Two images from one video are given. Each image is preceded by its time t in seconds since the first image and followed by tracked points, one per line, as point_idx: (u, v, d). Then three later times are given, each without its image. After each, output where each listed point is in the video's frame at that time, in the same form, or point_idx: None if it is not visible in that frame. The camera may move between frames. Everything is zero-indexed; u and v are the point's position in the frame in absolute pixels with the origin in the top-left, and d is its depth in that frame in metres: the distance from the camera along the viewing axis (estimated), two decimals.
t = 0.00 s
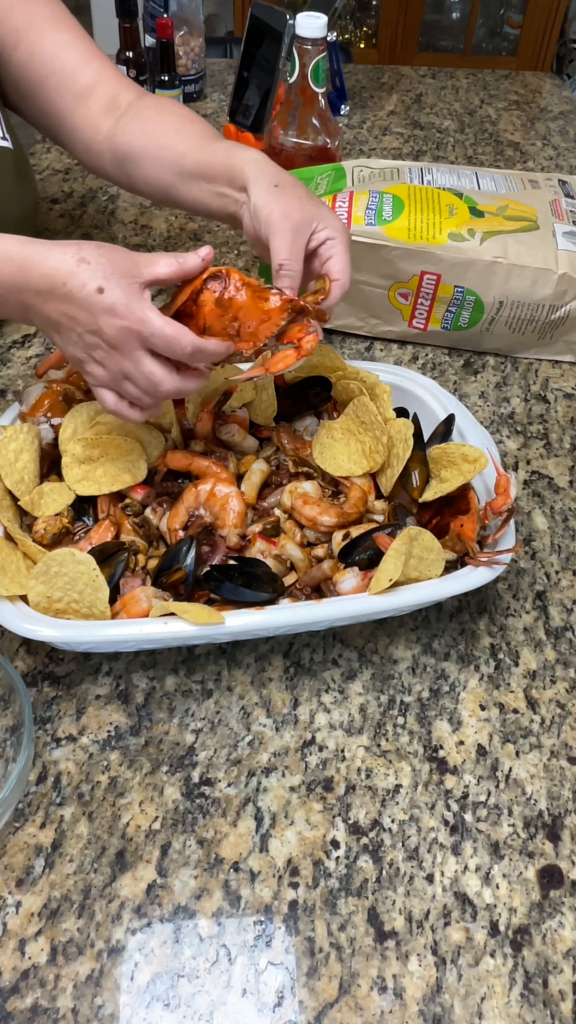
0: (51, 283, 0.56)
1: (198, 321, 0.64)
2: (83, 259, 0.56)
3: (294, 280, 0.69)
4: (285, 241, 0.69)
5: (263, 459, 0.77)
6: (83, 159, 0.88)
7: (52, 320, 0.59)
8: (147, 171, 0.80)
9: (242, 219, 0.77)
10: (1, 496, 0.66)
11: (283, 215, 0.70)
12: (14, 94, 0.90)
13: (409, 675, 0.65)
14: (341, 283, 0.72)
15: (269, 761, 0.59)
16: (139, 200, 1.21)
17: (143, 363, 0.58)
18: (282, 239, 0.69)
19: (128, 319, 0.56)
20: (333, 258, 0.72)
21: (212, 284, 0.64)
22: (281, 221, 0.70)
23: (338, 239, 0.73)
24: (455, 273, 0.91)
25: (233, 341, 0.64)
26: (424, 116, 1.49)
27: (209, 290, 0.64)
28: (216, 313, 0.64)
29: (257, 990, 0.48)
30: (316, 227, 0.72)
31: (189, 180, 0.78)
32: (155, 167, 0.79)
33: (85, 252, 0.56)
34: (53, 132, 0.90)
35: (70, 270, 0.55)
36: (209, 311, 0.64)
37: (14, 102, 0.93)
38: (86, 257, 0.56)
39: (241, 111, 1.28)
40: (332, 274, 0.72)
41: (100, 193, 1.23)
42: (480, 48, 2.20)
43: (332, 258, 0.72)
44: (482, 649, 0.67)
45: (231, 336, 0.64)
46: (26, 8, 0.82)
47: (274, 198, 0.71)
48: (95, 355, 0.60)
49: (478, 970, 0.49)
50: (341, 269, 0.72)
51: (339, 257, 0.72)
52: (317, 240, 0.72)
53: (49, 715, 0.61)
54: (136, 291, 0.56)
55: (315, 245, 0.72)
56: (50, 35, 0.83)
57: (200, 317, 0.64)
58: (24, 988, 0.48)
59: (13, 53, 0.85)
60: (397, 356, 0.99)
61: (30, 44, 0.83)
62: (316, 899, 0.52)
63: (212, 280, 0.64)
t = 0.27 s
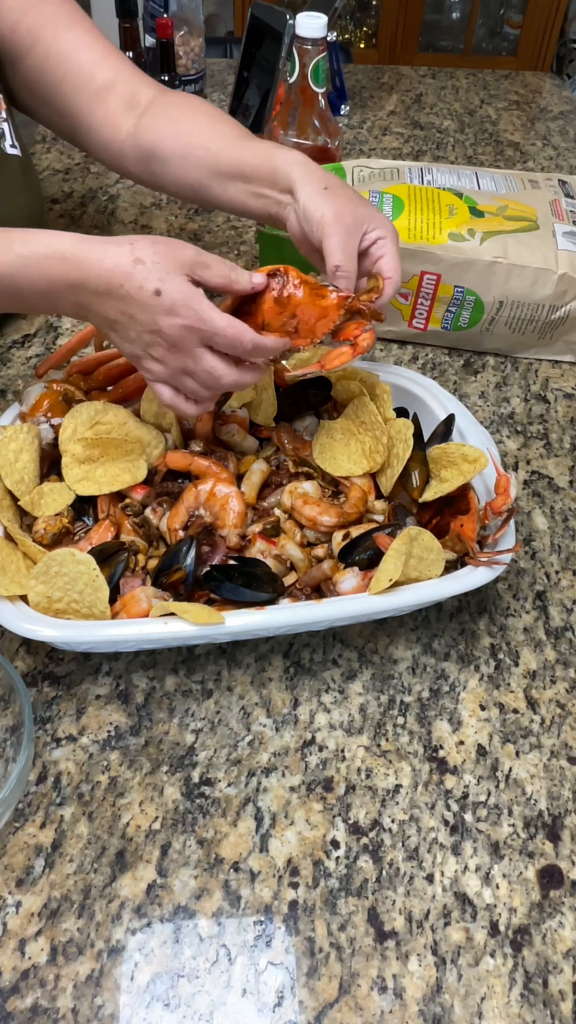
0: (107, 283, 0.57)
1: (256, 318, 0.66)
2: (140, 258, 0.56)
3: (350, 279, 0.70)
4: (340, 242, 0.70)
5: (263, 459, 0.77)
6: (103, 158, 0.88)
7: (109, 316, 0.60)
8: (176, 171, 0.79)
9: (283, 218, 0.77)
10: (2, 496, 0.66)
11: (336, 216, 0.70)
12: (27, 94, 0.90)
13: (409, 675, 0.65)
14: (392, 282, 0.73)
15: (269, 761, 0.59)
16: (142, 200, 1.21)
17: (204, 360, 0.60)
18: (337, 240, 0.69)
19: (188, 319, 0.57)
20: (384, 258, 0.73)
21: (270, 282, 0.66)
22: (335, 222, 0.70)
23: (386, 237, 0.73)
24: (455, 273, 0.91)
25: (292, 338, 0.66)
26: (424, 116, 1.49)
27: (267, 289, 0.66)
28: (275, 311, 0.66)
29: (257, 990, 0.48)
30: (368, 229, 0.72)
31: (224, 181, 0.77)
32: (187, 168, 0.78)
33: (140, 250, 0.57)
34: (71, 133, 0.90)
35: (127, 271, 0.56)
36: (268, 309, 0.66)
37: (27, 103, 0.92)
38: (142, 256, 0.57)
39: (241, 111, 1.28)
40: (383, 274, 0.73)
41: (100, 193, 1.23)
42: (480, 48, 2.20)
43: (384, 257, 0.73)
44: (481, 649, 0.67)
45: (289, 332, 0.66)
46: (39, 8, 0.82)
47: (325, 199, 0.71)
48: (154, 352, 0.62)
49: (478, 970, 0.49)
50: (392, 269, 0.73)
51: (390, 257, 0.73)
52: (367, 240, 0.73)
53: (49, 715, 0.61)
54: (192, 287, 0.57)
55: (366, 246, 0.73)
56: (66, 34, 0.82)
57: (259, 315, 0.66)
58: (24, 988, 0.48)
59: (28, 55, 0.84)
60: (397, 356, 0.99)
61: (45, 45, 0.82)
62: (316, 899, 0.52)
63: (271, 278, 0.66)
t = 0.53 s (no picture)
0: (154, 301, 0.61)
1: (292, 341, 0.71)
2: (188, 279, 0.61)
3: (383, 293, 0.72)
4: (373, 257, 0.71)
5: (263, 459, 0.77)
6: (121, 161, 0.90)
7: (151, 331, 0.64)
8: (199, 177, 0.82)
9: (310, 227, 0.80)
10: (2, 496, 0.66)
11: (368, 230, 0.72)
12: (43, 101, 0.92)
13: (409, 675, 0.65)
14: (423, 291, 0.75)
15: (269, 761, 0.59)
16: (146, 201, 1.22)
17: (245, 377, 0.65)
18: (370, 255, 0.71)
19: (232, 337, 0.61)
20: (414, 267, 0.75)
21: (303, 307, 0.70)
22: (367, 237, 0.72)
23: (416, 245, 0.75)
24: (455, 273, 0.91)
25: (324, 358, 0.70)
26: (424, 116, 1.49)
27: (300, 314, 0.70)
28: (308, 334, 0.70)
29: (257, 990, 0.48)
30: (398, 240, 0.74)
31: (249, 190, 0.80)
32: (211, 175, 0.81)
33: (189, 272, 0.61)
34: (90, 138, 0.93)
35: (175, 292, 0.60)
36: (301, 333, 0.70)
37: (43, 108, 0.94)
38: (190, 277, 0.61)
39: (242, 112, 1.28)
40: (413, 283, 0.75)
41: (100, 193, 1.23)
42: (480, 48, 2.20)
43: (415, 267, 0.74)
44: (481, 649, 0.67)
45: (322, 353, 0.70)
46: (57, 15, 0.84)
47: (356, 213, 0.73)
48: (195, 369, 0.66)
49: (478, 971, 0.49)
50: (423, 278, 0.74)
51: (422, 267, 0.75)
52: (397, 250, 0.75)
53: (49, 715, 0.61)
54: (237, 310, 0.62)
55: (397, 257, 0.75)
56: (84, 40, 0.84)
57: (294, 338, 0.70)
58: (24, 988, 0.48)
59: (45, 61, 0.86)
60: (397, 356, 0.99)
61: (63, 50, 0.84)
62: (316, 899, 0.52)
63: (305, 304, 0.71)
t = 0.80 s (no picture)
0: (172, 327, 0.62)
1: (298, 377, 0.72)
2: (208, 308, 0.62)
3: (386, 323, 0.74)
4: (375, 288, 0.73)
5: (263, 459, 0.77)
6: (127, 175, 0.91)
7: (162, 356, 0.65)
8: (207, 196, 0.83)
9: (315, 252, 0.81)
10: (1, 496, 0.66)
11: (371, 262, 0.74)
12: (50, 111, 0.93)
13: (409, 675, 0.65)
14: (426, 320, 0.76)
15: (269, 761, 0.59)
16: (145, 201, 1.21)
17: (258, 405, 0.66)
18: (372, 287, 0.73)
19: (248, 365, 0.63)
20: (417, 296, 0.76)
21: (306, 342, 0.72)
22: (370, 268, 0.74)
23: (419, 275, 0.76)
24: (455, 273, 0.91)
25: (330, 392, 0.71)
26: (424, 116, 1.49)
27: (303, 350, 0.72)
28: (312, 370, 0.71)
29: (257, 990, 0.48)
30: (401, 270, 0.75)
31: (256, 212, 0.82)
32: (219, 195, 0.82)
33: (207, 301, 0.63)
34: (95, 151, 0.93)
35: (195, 318, 0.62)
36: (305, 369, 0.72)
37: (48, 117, 0.95)
38: (209, 306, 0.63)
39: (242, 112, 1.28)
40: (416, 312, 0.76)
41: (100, 193, 1.23)
42: (480, 48, 2.20)
43: (417, 296, 0.76)
44: (481, 649, 0.67)
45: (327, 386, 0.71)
46: (67, 27, 0.84)
47: (360, 244, 0.74)
48: (209, 397, 0.67)
49: (478, 971, 0.49)
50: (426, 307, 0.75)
51: (424, 296, 0.76)
52: (401, 279, 0.76)
53: (49, 715, 0.61)
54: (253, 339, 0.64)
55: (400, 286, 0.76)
56: (94, 53, 0.84)
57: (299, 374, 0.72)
58: (24, 988, 0.48)
59: (54, 72, 0.87)
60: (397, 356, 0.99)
61: (72, 62, 0.85)
62: (316, 899, 0.52)
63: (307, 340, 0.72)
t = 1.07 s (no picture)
0: (174, 331, 0.63)
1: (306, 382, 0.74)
2: (210, 312, 0.63)
3: (389, 334, 0.73)
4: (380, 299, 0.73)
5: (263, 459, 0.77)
6: (127, 179, 0.91)
7: (165, 361, 0.65)
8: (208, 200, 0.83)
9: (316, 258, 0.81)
10: (1, 496, 0.66)
11: (375, 272, 0.73)
12: (49, 113, 0.93)
13: (409, 675, 0.65)
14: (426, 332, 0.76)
15: (269, 761, 0.59)
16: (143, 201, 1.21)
17: (262, 409, 0.67)
18: (376, 298, 0.73)
19: (252, 368, 0.64)
20: (420, 306, 0.76)
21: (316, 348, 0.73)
22: (374, 277, 0.73)
23: (421, 285, 0.76)
24: (455, 273, 0.91)
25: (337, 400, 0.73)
26: (424, 116, 1.49)
27: (314, 356, 0.73)
28: (323, 376, 0.73)
29: (257, 990, 0.48)
30: (404, 281, 0.75)
31: (258, 218, 0.81)
32: (220, 200, 0.82)
33: (210, 305, 0.64)
34: (93, 153, 0.93)
35: (198, 322, 0.62)
36: (316, 375, 0.73)
37: (47, 120, 0.95)
38: (211, 310, 0.63)
39: (242, 112, 1.28)
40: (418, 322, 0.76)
41: (100, 193, 1.23)
42: (480, 49, 2.20)
43: (419, 308, 0.76)
44: (481, 649, 0.67)
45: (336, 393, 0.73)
46: (67, 30, 0.85)
47: (364, 253, 0.74)
48: (211, 401, 0.67)
49: (478, 971, 0.49)
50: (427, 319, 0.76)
51: (426, 308, 0.76)
52: (404, 288, 0.76)
53: (49, 715, 0.61)
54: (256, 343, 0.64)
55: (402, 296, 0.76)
56: (94, 57, 0.85)
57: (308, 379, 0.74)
58: (24, 988, 0.48)
59: (55, 74, 0.87)
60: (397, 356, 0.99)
61: (73, 65, 0.85)
62: (316, 899, 0.52)
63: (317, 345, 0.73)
